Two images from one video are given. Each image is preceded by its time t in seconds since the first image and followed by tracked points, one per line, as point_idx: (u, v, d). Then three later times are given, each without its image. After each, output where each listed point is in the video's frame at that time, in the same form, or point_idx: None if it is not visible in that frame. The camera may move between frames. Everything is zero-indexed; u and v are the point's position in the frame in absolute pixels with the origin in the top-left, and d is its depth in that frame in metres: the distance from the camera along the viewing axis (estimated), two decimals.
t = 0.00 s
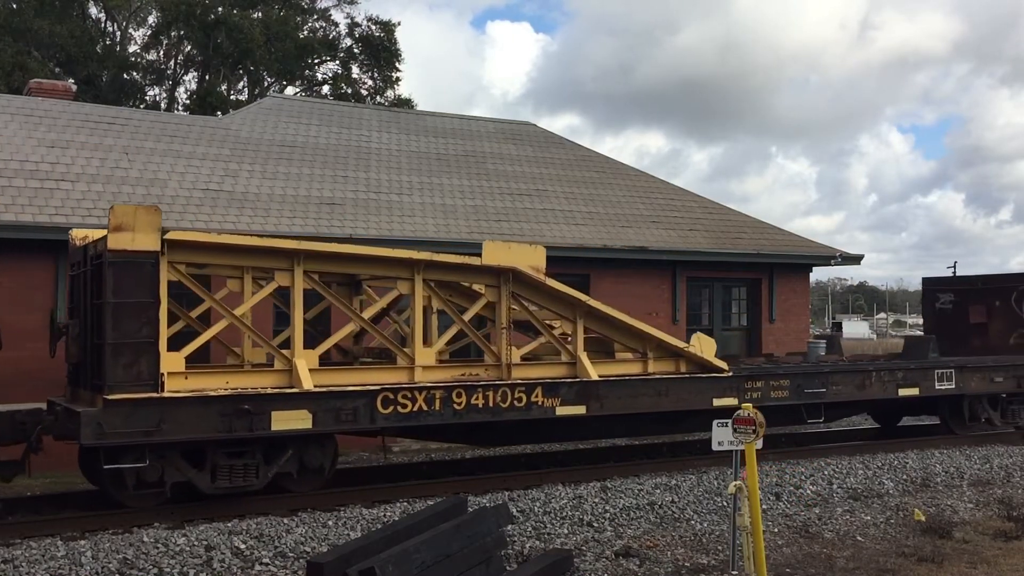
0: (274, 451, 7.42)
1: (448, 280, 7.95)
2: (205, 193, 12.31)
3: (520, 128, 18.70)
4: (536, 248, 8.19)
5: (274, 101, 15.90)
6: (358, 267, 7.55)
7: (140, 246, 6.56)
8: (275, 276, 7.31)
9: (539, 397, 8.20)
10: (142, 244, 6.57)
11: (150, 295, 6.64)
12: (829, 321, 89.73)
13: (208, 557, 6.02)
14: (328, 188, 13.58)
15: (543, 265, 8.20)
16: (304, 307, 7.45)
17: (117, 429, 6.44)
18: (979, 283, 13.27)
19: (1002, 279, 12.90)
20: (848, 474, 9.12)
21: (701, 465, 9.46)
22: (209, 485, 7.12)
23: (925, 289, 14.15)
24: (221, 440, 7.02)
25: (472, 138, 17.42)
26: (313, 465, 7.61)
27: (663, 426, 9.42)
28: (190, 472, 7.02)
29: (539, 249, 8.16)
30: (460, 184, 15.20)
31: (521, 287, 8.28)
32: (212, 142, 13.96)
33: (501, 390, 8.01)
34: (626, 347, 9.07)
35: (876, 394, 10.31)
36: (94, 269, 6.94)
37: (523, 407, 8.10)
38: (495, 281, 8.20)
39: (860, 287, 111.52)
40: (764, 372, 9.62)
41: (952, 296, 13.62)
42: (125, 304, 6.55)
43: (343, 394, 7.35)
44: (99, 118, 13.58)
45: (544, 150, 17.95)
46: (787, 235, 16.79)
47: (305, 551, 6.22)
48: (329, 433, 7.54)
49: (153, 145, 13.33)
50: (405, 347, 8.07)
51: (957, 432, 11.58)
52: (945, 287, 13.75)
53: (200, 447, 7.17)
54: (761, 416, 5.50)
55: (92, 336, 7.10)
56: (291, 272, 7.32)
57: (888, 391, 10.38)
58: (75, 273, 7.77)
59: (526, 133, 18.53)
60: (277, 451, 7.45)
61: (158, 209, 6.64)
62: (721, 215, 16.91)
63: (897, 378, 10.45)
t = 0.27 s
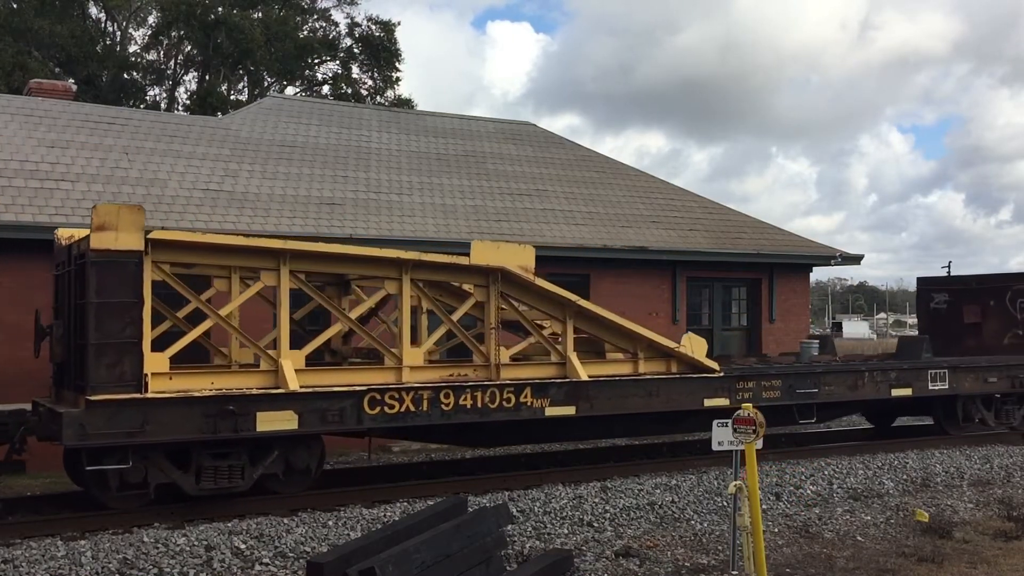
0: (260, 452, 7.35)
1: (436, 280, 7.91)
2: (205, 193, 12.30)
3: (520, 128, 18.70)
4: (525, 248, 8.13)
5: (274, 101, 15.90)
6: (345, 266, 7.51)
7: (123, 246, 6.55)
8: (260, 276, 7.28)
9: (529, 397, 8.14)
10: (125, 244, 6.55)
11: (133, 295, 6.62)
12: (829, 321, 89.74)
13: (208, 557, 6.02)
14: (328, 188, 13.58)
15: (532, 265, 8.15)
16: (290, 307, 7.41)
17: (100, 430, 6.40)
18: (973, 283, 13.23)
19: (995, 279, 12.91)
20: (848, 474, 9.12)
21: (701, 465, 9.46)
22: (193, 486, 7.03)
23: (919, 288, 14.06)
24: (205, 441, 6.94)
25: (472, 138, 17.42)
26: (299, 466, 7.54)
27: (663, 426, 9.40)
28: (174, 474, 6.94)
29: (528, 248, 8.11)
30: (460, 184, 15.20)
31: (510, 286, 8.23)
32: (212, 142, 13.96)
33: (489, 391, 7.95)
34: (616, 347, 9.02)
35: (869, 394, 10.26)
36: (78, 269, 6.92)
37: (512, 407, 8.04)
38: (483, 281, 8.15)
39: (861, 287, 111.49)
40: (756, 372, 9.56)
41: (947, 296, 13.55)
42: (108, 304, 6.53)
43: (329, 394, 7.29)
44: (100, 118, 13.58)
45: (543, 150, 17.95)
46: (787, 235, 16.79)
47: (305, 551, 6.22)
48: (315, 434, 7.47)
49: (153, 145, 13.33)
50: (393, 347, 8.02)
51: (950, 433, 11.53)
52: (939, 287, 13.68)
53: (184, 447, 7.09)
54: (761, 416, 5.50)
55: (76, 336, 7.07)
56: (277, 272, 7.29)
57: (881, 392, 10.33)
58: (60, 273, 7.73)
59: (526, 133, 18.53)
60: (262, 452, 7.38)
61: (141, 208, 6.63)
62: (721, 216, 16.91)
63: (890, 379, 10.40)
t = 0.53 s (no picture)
0: (246, 452, 7.33)
1: (424, 280, 7.85)
2: (205, 194, 12.31)
3: (520, 129, 18.71)
4: (513, 248, 8.10)
5: (274, 101, 15.90)
6: (332, 267, 7.46)
7: (106, 245, 6.47)
8: (246, 276, 7.22)
9: (517, 398, 8.10)
10: (108, 243, 6.48)
11: (116, 295, 6.56)
12: (829, 321, 89.75)
13: (208, 557, 6.02)
14: (328, 188, 13.59)
15: (521, 265, 8.09)
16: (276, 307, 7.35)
17: (83, 430, 6.37)
18: (967, 283, 13.21)
19: (989, 279, 12.88)
20: (847, 474, 9.12)
21: (701, 465, 9.46)
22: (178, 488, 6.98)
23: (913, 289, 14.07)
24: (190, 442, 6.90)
25: (472, 138, 17.43)
26: (285, 467, 7.51)
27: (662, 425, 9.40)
28: (159, 475, 6.90)
29: (516, 248, 8.10)
30: (460, 184, 15.21)
31: (498, 286, 8.18)
32: (211, 142, 13.95)
33: (477, 392, 7.91)
34: (607, 347, 8.96)
35: (861, 395, 10.23)
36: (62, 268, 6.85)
37: (500, 407, 8.01)
38: (472, 280, 8.09)
39: (860, 287, 111.51)
40: (747, 373, 9.53)
41: (941, 296, 13.53)
42: (91, 305, 6.47)
43: (315, 395, 7.26)
44: (100, 118, 13.58)
45: (544, 150, 17.96)
46: (787, 235, 16.79)
47: (305, 551, 6.22)
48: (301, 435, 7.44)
49: (153, 145, 13.32)
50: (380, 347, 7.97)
51: (944, 433, 11.45)
52: (933, 287, 13.68)
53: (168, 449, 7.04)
54: (761, 415, 5.51)
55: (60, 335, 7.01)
56: (263, 272, 7.23)
57: (876, 392, 10.37)
58: (45, 272, 7.67)
59: (526, 134, 18.54)
60: (248, 454, 7.35)
61: (125, 207, 6.56)
62: (721, 216, 16.91)
63: (882, 379, 10.37)
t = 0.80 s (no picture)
0: (231, 454, 7.24)
1: (412, 280, 7.75)
2: (206, 193, 12.31)
3: (520, 128, 18.72)
4: (502, 247, 7.96)
5: (274, 101, 15.90)
6: (319, 266, 7.37)
7: (90, 245, 6.37)
8: (231, 275, 7.09)
9: (506, 398, 8.01)
10: (91, 243, 6.38)
11: (99, 295, 6.46)
12: (829, 321, 89.81)
13: (208, 557, 6.02)
14: (327, 188, 13.58)
15: (510, 264, 7.96)
16: (261, 307, 7.25)
17: (64, 431, 6.28)
18: (962, 283, 13.04)
19: (983, 278, 12.73)
20: (847, 474, 9.11)
21: (701, 465, 9.45)
22: (162, 489, 6.89)
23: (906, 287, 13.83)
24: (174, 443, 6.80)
25: (473, 138, 17.43)
26: (271, 468, 7.43)
27: (663, 426, 9.39)
28: (142, 477, 6.80)
29: (505, 247, 7.95)
30: (460, 184, 15.21)
31: (487, 286, 8.06)
32: (211, 141, 13.95)
33: (465, 392, 7.81)
34: (597, 347, 8.88)
35: (853, 395, 10.14)
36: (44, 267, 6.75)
37: (489, 408, 7.91)
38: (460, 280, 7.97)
39: (860, 287, 111.48)
40: (738, 373, 9.44)
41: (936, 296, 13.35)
42: (74, 305, 6.36)
43: (301, 396, 7.16)
44: (100, 118, 13.58)
45: (544, 150, 17.95)
46: (787, 235, 16.79)
47: (305, 551, 6.22)
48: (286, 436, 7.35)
49: (153, 145, 13.32)
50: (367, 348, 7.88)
51: (938, 433, 11.37)
52: (928, 287, 13.48)
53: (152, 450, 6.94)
54: (761, 415, 5.51)
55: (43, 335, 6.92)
56: (250, 270, 7.12)
57: (867, 392, 10.23)
58: (29, 270, 7.57)
59: (526, 134, 18.54)
60: (233, 454, 7.25)
61: (108, 207, 6.46)
62: (721, 215, 16.91)
63: (875, 379, 10.29)
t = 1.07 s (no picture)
0: (215, 455, 7.16)
1: (400, 279, 7.68)
2: (205, 193, 12.30)
3: (521, 128, 18.71)
4: (491, 246, 7.90)
5: (274, 101, 15.90)
6: (305, 266, 7.29)
7: (72, 244, 6.29)
8: (216, 275, 7.01)
9: (494, 399, 7.94)
10: (73, 243, 6.29)
11: (82, 295, 6.36)
12: (828, 321, 89.85)
13: (208, 557, 6.02)
14: (327, 188, 13.58)
15: (499, 264, 7.90)
16: (247, 307, 7.16)
17: (46, 432, 6.18)
18: (955, 283, 12.98)
19: (977, 278, 12.64)
20: (847, 474, 9.11)
21: (701, 465, 9.44)
22: (146, 491, 6.81)
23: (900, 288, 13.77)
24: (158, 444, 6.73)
25: (473, 138, 17.42)
26: (256, 469, 7.37)
27: (664, 426, 9.39)
28: (126, 478, 6.73)
29: (494, 246, 7.90)
30: (460, 184, 15.20)
31: (476, 286, 7.98)
32: (211, 141, 13.95)
33: (454, 392, 7.75)
34: (588, 347, 8.80)
35: (845, 395, 10.10)
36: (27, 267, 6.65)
37: (477, 409, 7.85)
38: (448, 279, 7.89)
39: (860, 286, 111.48)
40: (729, 373, 9.37)
41: (930, 295, 13.30)
42: (56, 305, 6.27)
43: (287, 396, 7.10)
44: (100, 118, 13.57)
45: (544, 150, 17.95)
46: (787, 235, 16.78)
47: (305, 551, 6.22)
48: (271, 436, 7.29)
49: (153, 145, 13.32)
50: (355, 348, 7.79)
51: (930, 434, 11.35)
52: (922, 286, 13.43)
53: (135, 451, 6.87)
54: (761, 415, 5.51)
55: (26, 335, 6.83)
56: (235, 271, 7.02)
57: (859, 392, 10.21)
58: (13, 270, 7.49)
59: (527, 133, 18.54)
60: (218, 455, 7.19)
61: (91, 206, 6.38)
62: (721, 215, 16.90)
63: (868, 379, 10.25)
